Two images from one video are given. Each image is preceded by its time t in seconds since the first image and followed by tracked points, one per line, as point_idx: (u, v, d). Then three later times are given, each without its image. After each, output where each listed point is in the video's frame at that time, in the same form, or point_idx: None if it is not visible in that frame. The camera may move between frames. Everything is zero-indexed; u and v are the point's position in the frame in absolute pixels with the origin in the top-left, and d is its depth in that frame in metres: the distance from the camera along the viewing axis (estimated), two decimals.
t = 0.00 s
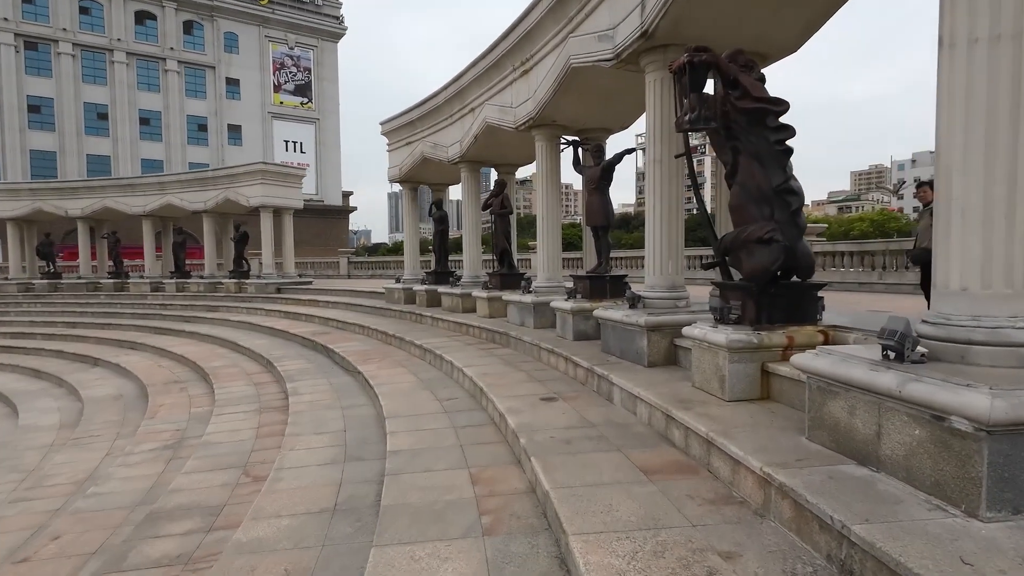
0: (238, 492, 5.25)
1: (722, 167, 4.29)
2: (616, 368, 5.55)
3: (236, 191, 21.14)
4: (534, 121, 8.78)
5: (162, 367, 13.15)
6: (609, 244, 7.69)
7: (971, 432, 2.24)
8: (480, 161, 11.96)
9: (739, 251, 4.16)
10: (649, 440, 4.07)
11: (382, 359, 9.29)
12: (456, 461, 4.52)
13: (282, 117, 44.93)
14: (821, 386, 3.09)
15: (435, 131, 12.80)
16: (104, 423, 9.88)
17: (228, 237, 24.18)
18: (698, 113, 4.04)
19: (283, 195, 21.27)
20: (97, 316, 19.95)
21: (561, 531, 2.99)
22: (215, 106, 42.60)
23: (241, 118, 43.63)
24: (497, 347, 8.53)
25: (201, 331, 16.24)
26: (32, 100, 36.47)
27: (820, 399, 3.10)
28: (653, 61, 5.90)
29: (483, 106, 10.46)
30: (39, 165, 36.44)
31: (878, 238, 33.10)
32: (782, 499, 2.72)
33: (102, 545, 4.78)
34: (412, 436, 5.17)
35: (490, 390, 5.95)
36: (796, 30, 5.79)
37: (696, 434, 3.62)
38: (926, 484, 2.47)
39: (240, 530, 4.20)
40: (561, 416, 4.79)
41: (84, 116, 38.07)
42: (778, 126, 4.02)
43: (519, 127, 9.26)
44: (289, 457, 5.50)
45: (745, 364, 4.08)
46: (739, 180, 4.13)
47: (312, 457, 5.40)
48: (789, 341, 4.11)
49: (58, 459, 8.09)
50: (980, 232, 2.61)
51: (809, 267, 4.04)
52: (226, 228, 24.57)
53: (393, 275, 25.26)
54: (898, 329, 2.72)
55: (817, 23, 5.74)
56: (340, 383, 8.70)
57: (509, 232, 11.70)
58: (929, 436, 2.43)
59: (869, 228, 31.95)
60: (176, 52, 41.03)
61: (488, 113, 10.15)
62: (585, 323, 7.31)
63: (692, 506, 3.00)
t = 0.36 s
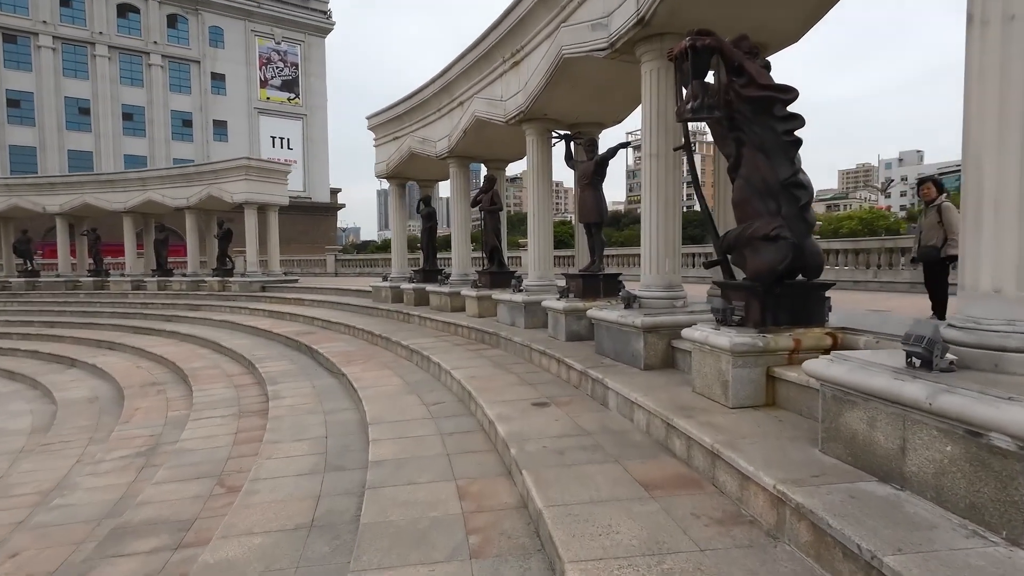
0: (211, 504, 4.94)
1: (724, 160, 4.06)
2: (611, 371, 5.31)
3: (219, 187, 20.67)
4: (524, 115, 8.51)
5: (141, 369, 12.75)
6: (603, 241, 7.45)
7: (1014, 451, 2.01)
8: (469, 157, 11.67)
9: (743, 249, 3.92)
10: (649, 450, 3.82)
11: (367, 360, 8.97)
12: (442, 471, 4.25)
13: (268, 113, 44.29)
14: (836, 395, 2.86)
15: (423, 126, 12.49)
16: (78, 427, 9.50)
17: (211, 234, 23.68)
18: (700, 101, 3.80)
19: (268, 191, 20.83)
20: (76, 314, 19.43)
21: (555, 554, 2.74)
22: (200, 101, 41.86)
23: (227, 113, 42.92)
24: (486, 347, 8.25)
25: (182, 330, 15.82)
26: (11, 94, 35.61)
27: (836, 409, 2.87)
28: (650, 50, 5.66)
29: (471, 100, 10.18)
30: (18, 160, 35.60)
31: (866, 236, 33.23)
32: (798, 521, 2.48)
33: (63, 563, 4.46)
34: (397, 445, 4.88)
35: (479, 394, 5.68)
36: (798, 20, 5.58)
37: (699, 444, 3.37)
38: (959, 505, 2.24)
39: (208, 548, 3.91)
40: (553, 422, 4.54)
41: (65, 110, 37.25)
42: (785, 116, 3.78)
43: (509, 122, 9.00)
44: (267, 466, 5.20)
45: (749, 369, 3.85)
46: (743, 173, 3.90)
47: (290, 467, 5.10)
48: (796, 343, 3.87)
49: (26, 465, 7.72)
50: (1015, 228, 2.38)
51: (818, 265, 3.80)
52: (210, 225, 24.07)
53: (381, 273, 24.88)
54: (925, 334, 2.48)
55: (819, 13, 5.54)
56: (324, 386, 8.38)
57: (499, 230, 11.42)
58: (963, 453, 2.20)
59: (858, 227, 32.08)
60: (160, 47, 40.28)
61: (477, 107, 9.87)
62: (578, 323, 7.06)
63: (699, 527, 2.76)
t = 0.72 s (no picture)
0: (176, 527, 4.58)
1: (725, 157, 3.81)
2: (603, 380, 5.05)
3: (197, 186, 20.11)
4: (510, 112, 8.23)
5: (112, 374, 12.22)
6: (592, 243, 7.19)
7: None
8: (454, 155, 11.35)
9: (747, 252, 3.66)
10: (646, 469, 3.55)
11: (349, 366, 8.62)
12: (424, 491, 3.95)
13: (250, 111, 43.52)
14: (854, 414, 2.62)
15: (407, 123, 12.15)
16: (42, 437, 9.01)
17: (189, 234, 23.05)
18: (702, 93, 3.53)
19: (248, 191, 20.31)
20: (46, 317, 18.74)
21: None
22: (180, 98, 40.97)
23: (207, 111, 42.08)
24: (472, 353, 7.95)
25: (157, 334, 15.28)
26: None
27: (854, 429, 2.63)
28: (643, 43, 5.40)
29: (457, 97, 9.89)
30: None
31: (848, 237, 33.51)
32: (819, 559, 2.23)
33: None
34: (376, 461, 4.56)
35: (465, 404, 5.39)
36: (798, 17, 5.41)
37: (702, 465, 3.12)
38: (1002, 544, 2.00)
39: None
40: (544, 437, 4.27)
41: (39, 107, 36.19)
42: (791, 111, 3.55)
43: (495, 119, 8.72)
44: (237, 484, 4.85)
45: (753, 381, 3.61)
46: (746, 172, 3.65)
47: (262, 485, 4.75)
48: (802, 353, 3.63)
49: None
50: None
51: (826, 271, 3.55)
52: (188, 225, 23.44)
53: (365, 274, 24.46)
54: (960, 351, 2.25)
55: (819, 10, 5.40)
56: (302, 394, 8.02)
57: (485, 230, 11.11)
58: (1008, 485, 1.96)
59: (842, 228, 32.30)
60: (139, 42, 39.35)
61: (463, 104, 9.56)
62: (568, 328, 6.80)
63: (707, 561, 2.50)
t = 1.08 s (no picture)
0: (121, 559, 4.14)
1: (720, 154, 3.53)
2: (589, 392, 4.74)
3: (166, 186, 19.39)
4: (490, 109, 7.90)
5: (70, 384, 11.56)
6: (576, 246, 6.89)
7: None
8: (432, 155, 10.99)
9: (745, 256, 3.39)
10: (637, 494, 3.24)
11: (320, 375, 8.18)
12: (394, 518, 3.59)
13: (225, 111, 42.55)
14: (874, 438, 2.34)
15: (384, 122, 11.75)
16: None
17: (158, 236, 22.26)
18: (699, 83, 3.22)
19: (219, 191, 19.65)
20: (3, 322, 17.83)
21: None
22: (151, 97, 39.84)
23: (180, 110, 40.98)
24: (450, 360, 7.59)
25: (121, 340, 14.59)
26: None
27: (874, 455, 2.35)
28: (629, 35, 5.11)
29: (435, 94, 9.53)
30: None
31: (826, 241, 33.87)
32: None
33: None
34: (343, 484, 4.18)
35: (441, 418, 5.03)
36: (791, 12, 5.20)
37: (701, 492, 2.83)
38: None
39: None
40: (525, 455, 3.94)
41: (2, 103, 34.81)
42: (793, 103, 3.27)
43: (474, 117, 8.38)
44: (190, 508, 4.42)
45: (752, 396, 3.33)
46: (743, 169, 3.38)
47: (217, 510, 4.33)
48: (804, 365, 3.35)
49: None
50: None
51: (831, 276, 3.30)
52: (156, 227, 22.64)
53: (342, 277, 23.89)
54: (1002, 370, 2.00)
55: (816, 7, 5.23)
56: (269, 406, 7.56)
57: (464, 232, 10.76)
58: None
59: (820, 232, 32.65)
60: (109, 39, 38.15)
61: (441, 102, 9.21)
62: (550, 335, 6.49)
63: None
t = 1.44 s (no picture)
0: None
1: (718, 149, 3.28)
2: (575, 405, 4.43)
3: (128, 186, 18.58)
4: (468, 107, 7.59)
5: (19, 396, 10.84)
6: (558, 249, 6.61)
7: None
8: (408, 156, 10.63)
9: (747, 260, 3.12)
10: (633, 522, 2.94)
11: (287, 386, 7.73)
12: (363, 551, 3.22)
13: (194, 111, 41.39)
14: (905, 465, 2.08)
15: (357, 121, 11.34)
16: None
17: (120, 240, 21.35)
18: (698, 70, 3.01)
19: (185, 193, 18.90)
20: None
21: None
22: (116, 96, 38.51)
23: (146, 109, 39.71)
24: (425, 370, 7.22)
25: (78, 348, 13.82)
26: None
27: (904, 484, 2.09)
28: (615, 27, 4.85)
29: (410, 92, 9.18)
30: None
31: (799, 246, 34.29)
32: None
33: None
34: (308, 510, 3.79)
35: (416, 434, 4.68)
36: (781, 7, 5.00)
37: (706, 522, 2.54)
38: None
39: None
40: (508, 477, 3.61)
41: None
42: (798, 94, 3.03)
43: (451, 115, 8.06)
44: (135, 538, 3.98)
45: (756, 413, 3.06)
46: (744, 165, 3.11)
47: (165, 542, 3.90)
48: (810, 378, 3.10)
49: None
50: None
51: (840, 282, 3.05)
52: (119, 230, 21.72)
53: (315, 282, 23.24)
54: None
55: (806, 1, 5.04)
56: (232, 420, 7.08)
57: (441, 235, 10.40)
58: None
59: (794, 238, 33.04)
60: (71, 35, 36.72)
61: (417, 100, 8.86)
62: (532, 343, 6.18)
63: None
